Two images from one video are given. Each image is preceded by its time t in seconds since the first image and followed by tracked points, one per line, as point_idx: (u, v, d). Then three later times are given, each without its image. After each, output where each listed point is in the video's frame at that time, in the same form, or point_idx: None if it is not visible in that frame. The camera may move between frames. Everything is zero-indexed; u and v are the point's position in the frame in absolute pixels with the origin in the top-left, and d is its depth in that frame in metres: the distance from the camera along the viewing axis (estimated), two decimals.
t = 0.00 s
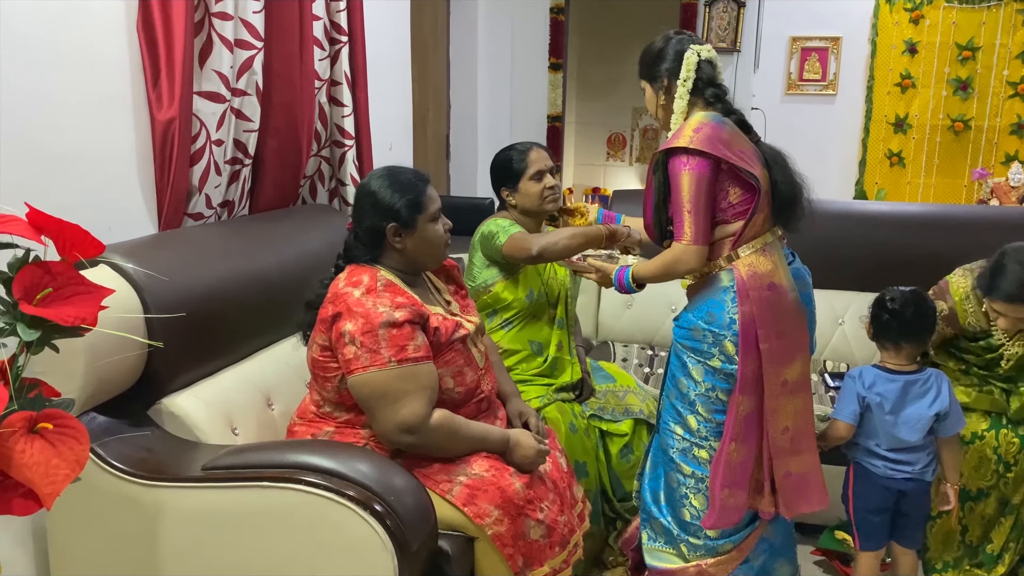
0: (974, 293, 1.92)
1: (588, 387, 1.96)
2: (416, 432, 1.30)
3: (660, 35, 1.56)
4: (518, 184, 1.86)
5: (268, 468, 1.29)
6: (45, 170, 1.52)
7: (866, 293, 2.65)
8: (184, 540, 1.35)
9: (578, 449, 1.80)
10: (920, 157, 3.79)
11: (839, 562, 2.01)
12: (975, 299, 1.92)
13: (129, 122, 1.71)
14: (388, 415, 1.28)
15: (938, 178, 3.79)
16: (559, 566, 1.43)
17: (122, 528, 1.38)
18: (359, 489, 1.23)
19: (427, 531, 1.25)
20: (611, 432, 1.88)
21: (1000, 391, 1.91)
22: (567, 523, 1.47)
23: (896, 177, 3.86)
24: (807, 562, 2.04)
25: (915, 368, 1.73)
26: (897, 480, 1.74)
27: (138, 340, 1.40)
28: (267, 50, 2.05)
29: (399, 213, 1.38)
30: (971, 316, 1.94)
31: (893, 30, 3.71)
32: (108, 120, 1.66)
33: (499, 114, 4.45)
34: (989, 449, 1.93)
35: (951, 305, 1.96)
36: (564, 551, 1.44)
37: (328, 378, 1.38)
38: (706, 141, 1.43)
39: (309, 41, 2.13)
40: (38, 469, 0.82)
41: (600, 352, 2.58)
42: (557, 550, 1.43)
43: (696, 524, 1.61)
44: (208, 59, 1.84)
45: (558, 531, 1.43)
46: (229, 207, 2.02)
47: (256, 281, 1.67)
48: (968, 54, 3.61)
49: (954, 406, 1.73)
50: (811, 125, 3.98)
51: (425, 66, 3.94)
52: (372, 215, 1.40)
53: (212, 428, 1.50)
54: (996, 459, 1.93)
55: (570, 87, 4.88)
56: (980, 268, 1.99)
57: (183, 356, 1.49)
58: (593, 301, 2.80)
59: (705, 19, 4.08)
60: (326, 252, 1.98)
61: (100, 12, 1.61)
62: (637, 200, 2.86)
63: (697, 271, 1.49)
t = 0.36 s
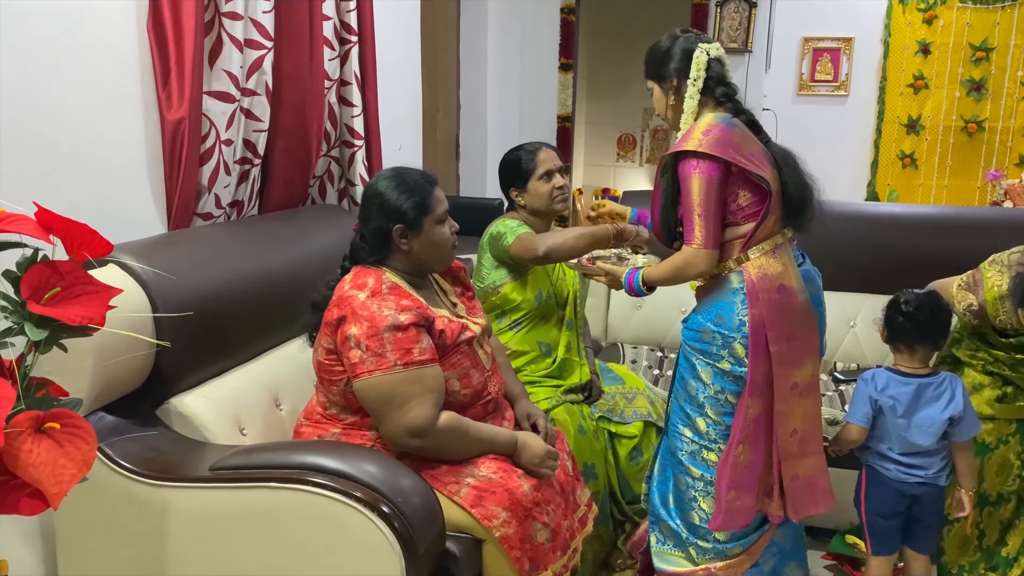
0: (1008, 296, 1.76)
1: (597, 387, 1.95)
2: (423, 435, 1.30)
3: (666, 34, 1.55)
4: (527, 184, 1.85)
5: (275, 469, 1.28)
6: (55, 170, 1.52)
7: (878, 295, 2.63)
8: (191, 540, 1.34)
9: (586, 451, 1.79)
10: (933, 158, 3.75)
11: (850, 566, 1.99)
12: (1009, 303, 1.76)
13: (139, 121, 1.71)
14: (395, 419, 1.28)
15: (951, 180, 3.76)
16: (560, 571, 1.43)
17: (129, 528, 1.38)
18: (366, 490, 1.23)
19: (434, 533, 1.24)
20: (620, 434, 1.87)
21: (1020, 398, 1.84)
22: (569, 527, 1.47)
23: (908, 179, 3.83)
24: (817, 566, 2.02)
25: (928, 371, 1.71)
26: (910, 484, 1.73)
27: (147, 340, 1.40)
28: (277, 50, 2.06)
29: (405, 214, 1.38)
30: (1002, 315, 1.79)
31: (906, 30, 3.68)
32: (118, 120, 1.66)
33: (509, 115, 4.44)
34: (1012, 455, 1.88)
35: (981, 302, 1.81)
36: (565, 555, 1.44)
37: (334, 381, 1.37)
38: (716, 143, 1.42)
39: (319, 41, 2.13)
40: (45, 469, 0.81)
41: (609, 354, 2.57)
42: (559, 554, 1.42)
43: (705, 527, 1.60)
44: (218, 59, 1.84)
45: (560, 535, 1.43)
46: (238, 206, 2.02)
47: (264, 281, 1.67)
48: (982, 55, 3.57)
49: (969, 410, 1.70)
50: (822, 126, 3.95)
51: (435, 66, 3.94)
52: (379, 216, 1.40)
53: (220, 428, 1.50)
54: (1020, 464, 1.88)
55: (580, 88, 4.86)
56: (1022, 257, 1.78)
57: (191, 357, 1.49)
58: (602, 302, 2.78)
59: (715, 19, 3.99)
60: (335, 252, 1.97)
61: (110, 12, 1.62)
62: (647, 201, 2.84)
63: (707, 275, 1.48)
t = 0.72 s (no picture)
0: None
1: (601, 393, 1.91)
2: (422, 445, 1.29)
3: (665, 37, 1.53)
4: (531, 186, 1.84)
5: (273, 476, 1.27)
6: (54, 174, 1.52)
7: (887, 300, 2.60)
8: (189, 547, 1.33)
9: (589, 458, 1.76)
10: (943, 160, 3.71)
11: None
12: None
13: (140, 125, 1.70)
14: (393, 428, 1.28)
15: (961, 182, 3.72)
16: None
17: (127, 535, 1.37)
18: (364, 498, 1.21)
19: (434, 542, 1.22)
20: (624, 440, 1.85)
21: None
22: (573, 536, 1.46)
23: (918, 182, 3.79)
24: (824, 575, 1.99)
25: (935, 379, 1.67)
26: (917, 493, 1.71)
27: (146, 345, 1.39)
28: (279, 53, 2.05)
29: (406, 218, 1.37)
30: None
31: (916, 32, 3.65)
32: (119, 123, 1.65)
33: (514, 117, 4.42)
34: None
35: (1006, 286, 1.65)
36: (568, 564, 1.42)
37: (332, 390, 1.36)
38: (719, 150, 1.39)
39: (321, 44, 2.12)
40: (37, 478, 0.80)
41: (614, 359, 2.55)
42: (562, 563, 1.40)
43: (709, 534, 1.57)
44: (219, 63, 1.84)
45: (564, 544, 1.41)
46: (240, 211, 2.01)
47: (265, 286, 1.66)
48: (993, 57, 3.54)
49: (977, 418, 1.66)
50: (831, 128, 3.92)
51: (440, 68, 3.93)
52: (379, 220, 1.39)
53: (219, 434, 1.49)
54: None
55: (587, 90, 4.84)
56: None
57: (191, 363, 1.48)
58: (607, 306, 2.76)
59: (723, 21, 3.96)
60: (338, 256, 1.96)
61: (111, 16, 1.61)
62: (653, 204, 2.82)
63: (711, 281, 1.46)
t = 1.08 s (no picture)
0: None
1: (601, 401, 1.87)
2: (413, 456, 1.25)
3: (665, 37, 1.49)
4: (531, 188, 1.81)
5: (262, 487, 1.24)
6: (43, 178, 1.50)
7: (895, 305, 2.55)
8: (176, 559, 1.30)
9: (588, 467, 1.72)
10: (953, 163, 3.66)
11: None
12: None
13: (131, 129, 1.68)
14: (385, 438, 1.25)
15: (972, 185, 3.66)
16: None
17: (113, 545, 1.34)
18: (354, 511, 1.18)
19: (425, 556, 1.18)
20: (625, 449, 1.81)
21: None
22: (573, 547, 1.40)
23: (927, 185, 3.74)
24: None
25: (942, 389, 1.63)
26: (924, 506, 1.66)
27: (134, 353, 1.36)
28: (276, 56, 2.03)
29: (398, 223, 1.34)
30: None
31: (925, 34, 3.61)
32: (110, 127, 1.63)
33: (519, 120, 4.39)
34: None
35: None
36: None
37: (323, 399, 1.34)
38: (720, 154, 1.36)
39: (318, 47, 2.10)
40: (11, 491, 0.75)
41: (616, 365, 2.51)
42: None
43: (710, 545, 1.53)
44: (213, 66, 1.82)
45: (562, 556, 1.36)
46: (235, 215, 1.99)
47: (258, 292, 1.63)
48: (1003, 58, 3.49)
49: (987, 429, 1.62)
50: (837, 130, 3.88)
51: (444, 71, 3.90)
52: (371, 224, 1.36)
53: (209, 443, 1.46)
54: None
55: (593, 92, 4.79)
56: None
57: (181, 370, 1.45)
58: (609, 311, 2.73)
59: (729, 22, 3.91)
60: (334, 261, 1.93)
61: (102, 18, 1.59)
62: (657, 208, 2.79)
63: (712, 288, 1.42)
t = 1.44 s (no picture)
0: None
1: (612, 406, 1.83)
2: (416, 458, 1.23)
3: (674, 37, 1.47)
4: (541, 189, 1.79)
5: (263, 491, 1.22)
6: (47, 179, 1.49)
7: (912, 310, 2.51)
8: (177, 563, 1.29)
9: (597, 473, 1.70)
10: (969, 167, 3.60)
11: None
12: None
13: (136, 130, 1.68)
14: (387, 441, 1.23)
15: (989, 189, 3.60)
16: None
17: (114, 548, 1.32)
18: (355, 515, 1.16)
19: (428, 561, 1.16)
20: (635, 455, 1.78)
21: None
22: (578, 553, 1.37)
23: (944, 188, 3.68)
24: None
25: (956, 395, 1.60)
26: (939, 516, 1.61)
27: (136, 355, 1.35)
28: (284, 58, 2.02)
29: (402, 223, 1.32)
30: None
31: (942, 36, 3.56)
32: (115, 128, 1.63)
33: (530, 123, 4.37)
34: None
35: None
36: None
37: (326, 401, 1.32)
38: (730, 155, 1.33)
39: (325, 49, 2.10)
40: (6, 494, 0.73)
41: (626, 369, 2.49)
42: None
43: (721, 553, 1.50)
44: (219, 67, 1.82)
45: (567, 563, 1.33)
46: (241, 217, 1.99)
47: (263, 294, 1.62)
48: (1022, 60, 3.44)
49: (1001, 436, 1.59)
50: (851, 133, 3.83)
51: (455, 74, 3.89)
52: (375, 225, 1.34)
53: (213, 446, 1.44)
54: None
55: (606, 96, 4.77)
56: None
57: (184, 373, 1.44)
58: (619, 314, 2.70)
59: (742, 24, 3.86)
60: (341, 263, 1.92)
61: (107, 20, 1.59)
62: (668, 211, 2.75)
63: (721, 291, 1.40)
